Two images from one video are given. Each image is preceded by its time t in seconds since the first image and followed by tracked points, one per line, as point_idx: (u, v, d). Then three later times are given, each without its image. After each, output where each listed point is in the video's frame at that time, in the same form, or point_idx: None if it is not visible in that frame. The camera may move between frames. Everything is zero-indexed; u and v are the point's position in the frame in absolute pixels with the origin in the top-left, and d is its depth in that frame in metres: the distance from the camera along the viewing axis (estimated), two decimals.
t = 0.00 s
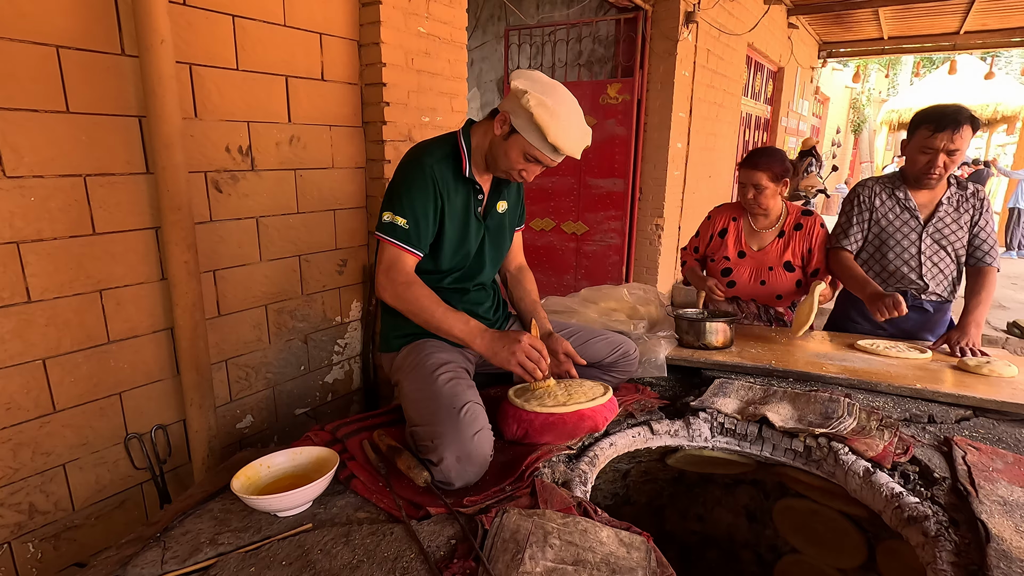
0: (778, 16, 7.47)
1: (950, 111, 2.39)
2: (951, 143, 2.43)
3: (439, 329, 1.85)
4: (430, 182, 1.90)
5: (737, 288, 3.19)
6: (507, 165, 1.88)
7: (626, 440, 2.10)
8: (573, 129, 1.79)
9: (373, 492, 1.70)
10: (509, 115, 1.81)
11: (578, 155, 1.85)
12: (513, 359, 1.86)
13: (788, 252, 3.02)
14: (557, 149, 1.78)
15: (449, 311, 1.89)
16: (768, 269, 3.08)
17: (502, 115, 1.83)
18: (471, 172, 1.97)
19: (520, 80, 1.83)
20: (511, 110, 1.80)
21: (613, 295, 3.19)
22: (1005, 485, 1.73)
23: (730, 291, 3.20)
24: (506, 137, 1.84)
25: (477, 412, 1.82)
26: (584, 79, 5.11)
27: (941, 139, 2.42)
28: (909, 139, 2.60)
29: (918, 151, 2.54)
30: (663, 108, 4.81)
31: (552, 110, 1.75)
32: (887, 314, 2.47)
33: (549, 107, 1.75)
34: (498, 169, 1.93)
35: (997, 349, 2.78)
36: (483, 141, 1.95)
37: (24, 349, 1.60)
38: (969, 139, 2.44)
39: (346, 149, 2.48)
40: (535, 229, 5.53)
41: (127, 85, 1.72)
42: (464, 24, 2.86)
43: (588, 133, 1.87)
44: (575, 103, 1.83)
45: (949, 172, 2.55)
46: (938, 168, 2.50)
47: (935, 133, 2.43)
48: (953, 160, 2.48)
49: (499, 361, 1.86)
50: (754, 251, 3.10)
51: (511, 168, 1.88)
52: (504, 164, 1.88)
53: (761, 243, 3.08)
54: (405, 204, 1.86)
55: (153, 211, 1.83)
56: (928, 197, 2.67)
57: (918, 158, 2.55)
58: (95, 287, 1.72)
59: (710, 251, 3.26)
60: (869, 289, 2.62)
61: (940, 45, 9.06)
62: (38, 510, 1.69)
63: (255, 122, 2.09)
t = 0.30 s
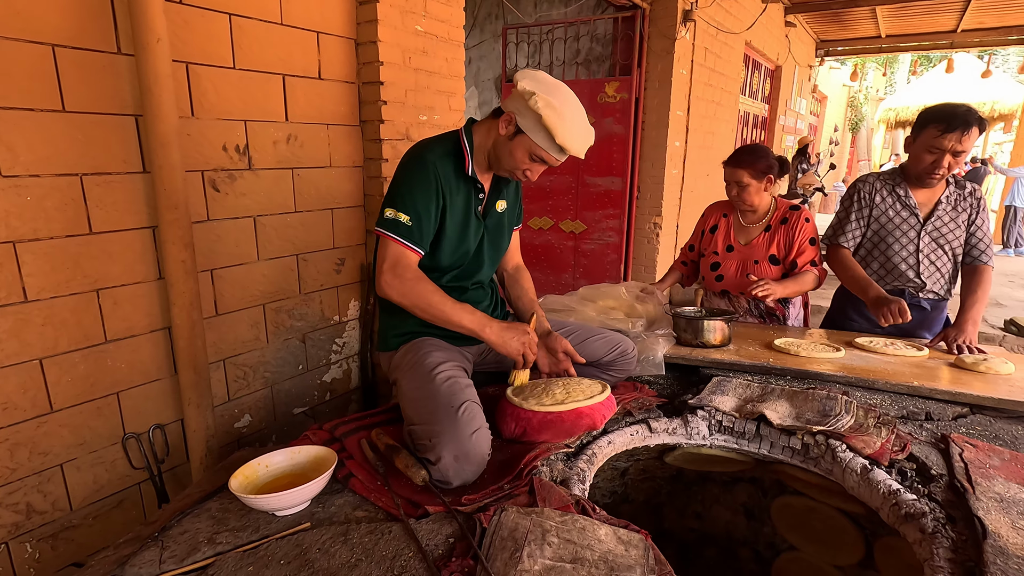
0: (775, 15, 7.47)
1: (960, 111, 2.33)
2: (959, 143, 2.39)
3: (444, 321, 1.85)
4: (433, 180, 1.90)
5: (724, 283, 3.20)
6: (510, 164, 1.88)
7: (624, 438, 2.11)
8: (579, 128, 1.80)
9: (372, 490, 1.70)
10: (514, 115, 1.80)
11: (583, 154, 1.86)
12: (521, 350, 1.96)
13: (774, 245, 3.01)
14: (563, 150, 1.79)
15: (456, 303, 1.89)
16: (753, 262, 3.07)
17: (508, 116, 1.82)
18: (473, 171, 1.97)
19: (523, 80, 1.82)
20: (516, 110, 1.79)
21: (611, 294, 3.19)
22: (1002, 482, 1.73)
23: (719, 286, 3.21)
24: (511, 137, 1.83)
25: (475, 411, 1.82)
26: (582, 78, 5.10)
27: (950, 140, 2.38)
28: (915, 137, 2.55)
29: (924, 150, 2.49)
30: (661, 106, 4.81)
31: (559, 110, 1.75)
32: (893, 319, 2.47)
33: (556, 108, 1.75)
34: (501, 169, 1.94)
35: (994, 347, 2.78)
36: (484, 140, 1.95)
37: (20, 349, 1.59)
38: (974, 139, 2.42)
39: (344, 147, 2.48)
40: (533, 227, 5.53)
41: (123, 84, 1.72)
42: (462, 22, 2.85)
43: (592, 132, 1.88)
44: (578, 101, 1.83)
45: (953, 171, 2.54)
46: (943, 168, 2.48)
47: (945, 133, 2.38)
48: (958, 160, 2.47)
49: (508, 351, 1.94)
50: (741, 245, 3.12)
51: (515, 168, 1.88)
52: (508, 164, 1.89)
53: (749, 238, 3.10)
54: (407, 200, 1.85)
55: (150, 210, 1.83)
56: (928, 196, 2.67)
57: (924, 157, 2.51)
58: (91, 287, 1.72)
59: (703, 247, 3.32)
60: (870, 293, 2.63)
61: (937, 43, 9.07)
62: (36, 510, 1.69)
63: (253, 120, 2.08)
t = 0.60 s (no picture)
0: (774, 15, 7.48)
1: (961, 112, 2.33)
2: (959, 144, 2.39)
3: (492, 322, 1.84)
4: (459, 181, 1.88)
5: (718, 279, 3.21)
6: (519, 166, 1.89)
7: (623, 438, 2.10)
8: (588, 130, 1.81)
9: (371, 490, 1.70)
10: (524, 116, 1.80)
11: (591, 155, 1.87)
12: (577, 360, 1.91)
13: (767, 241, 3.03)
14: (571, 150, 1.79)
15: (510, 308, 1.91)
16: (745, 258, 3.09)
17: (517, 116, 1.82)
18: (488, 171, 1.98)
19: (534, 82, 1.82)
20: (526, 111, 1.79)
21: (609, 293, 3.19)
22: (1000, 481, 1.73)
23: (713, 283, 3.24)
24: (520, 139, 1.83)
25: (477, 411, 1.82)
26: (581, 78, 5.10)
27: (951, 141, 2.38)
28: (915, 138, 2.55)
29: (924, 151, 2.49)
30: (660, 107, 4.82)
31: (569, 111, 1.76)
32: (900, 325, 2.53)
33: (567, 110, 1.76)
34: (509, 170, 1.95)
35: (992, 347, 2.79)
36: (495, 141, 1.95)
37: (19, 349, 1.59)
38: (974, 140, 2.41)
39: (343, 148, 2.48)
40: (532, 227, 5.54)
41: (122, 84, 1.72)
42: (461, 23, 2.86)
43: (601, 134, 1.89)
44: (587, 104, 1.84)
45: (950, 173, 2.55)
46: (942, 168, 2.49)
47: (945, 134, 2.38)
48: (958, 161, 2.48)
49: (563, 360, 1.91)
50: (734, 242, 3.14)
51: (523, 169, 1.88)
52: (517, 165, 1.89)
53: (741, 235, 3.12)
54: (445, 203, 1.82)
55: (149, 211, 1.83)
56: (924, 197, 2.68)
57: (924, 157, 2.51)
58: (90, 287, 1.72)
59: (696, 246, 3.34)
60: (877, 295, 2.66)
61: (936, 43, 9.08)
62: (35, 510, 1.69)
63: (252, 121, 2.09)
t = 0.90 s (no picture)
0: (775, 14, 7.47)
1: (963, 111, 2.33)
2: (961, 143, 2.39)
3: (493, 315, 1.80)
4: (457, 175, 1.88)
5: (718, 278, 3.21)
6: (517, 162, 1.89)
7: (623, 435, 2.10)
8: (586, 129, 1.80)
9: (371, 486, 1.70)
10: (522, 111, 1.80)
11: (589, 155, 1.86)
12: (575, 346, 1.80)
13: (766, 238, 3.03)
14: (568, 148, 1.78)
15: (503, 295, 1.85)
16: (745, 255, 3.09)
17: (516, 112, 1.83)
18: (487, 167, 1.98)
19: (533, 78, 1.82)
20: (524, 107, 1.79)
21: (609, 292, 3.20)
22: (999, 480, 1.74)
23: (713, 280, 3.23)
24: (518, 134, 1.84)
25: (477, 408, 1.82)
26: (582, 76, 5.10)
27: (953, 140, 2.38)
28: (917, 138, 2.55)
29: (926, 150, 2.49)
30: (660, 105, 4.81)
31: (569, 109, 1.75)
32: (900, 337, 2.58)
33: (565, 106, 1.75)
34: (508, 167, 1.95)
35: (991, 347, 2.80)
36: (496, 138, 1.96)
37: (20, 345, 1.60)
38: (976, 139, 2.41)
39: (344, 145, 2.48)
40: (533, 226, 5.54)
41: (123, 80, 1.72)
42: (463, 20, 2.86)
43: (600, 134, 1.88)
44: (587, 102, 1.83)
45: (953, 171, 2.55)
46: (944, 168, 2.49)
47: (948, 133, 2.38)
48: (959, 160, 2.47)
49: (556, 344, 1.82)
50: (734, 240, 3.15)
51: (520, 166, 1.88)
52: (515, 161, 1.89)
53: (740, 233, 3.13)
54: (442, 193, 1.82)
55: (150, 207, 1.83)
56: (927, 196, 2.68)
57: (926, 156, 2.51)
58: (91, 283, 1.72)
59: (695, 246, 3.35)
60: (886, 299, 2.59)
61: (937, 43, 9.07)
62: (35, 505, 1.70)
63: (253, 117, 2.09)
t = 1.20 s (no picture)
0: (778, 13, 7.46)
1: (968, 108, 2.32)
2: (966, 140, 2.39)
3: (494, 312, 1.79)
4: (433, 176, 1.88)
5: (718, 275, 3.19)
6: (510, 159, 1.87)
7: (625, 432, 2.10)
8: (580, 125, 1.78)
9: (372, 482, 1.71)
10: (515, 108, 1.79)
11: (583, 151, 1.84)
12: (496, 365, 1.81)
13: (767, 236, 3.03)
14: (562, 145, 1.77)
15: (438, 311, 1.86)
16: (745, 253, 3.09)
17: (509, 109, 1.82)
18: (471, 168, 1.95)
19: (527, 73, 1.81)
20: (517, 103, 1.79)
21: (610, 290, 3.20)
22: (1001, 478, 1.73)
23: (713, 278, 3.21)
24: (511, 131, 1.83)
25: (477, 404, 1.81)
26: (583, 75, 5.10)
27: (958, 137, 2.37)
28: (921, 136, 2.54)
29: (931, 147, 2.49)
30: (662, 104, 4.80)
31: (560, 105, 1.73)
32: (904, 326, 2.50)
33: (557, 102, 1.73)
34: (501, 164, 1.93)
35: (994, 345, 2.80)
36: (487, 135, 1.94)
37: (22, 339, 1.59)
38: (982, 137, 2.40)
39: (346, 141, 2.48)
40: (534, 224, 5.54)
41: (125, 75, 1.72)
42: (465, 17, 2.85)
43: (595, 130, 1.86)
44: (582, 98, 1.82)
45: (957, 169, 2.54)
46: (949, 165, 2.48)
47: (953, 130, 2.37)
48: (964, 158, 2.46)
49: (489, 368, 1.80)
50: (734, 237, 3.15)
51: (514, 163, 1.87)
52: (508, 158, 1.87)
53: (741, 230, 3.13)
54: (404, 198, 1.83)
55: (152, 202, 1.83)
56: (930, 195, 2.68)
57: (931, 154, 2.51)
58: (92, 278, 1.72)
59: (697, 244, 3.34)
60: (884, 298, 2.64)
61: (940, 42, 9.04)
62: (37, 500, 1.69)
63: (255, 113, 2.08)
